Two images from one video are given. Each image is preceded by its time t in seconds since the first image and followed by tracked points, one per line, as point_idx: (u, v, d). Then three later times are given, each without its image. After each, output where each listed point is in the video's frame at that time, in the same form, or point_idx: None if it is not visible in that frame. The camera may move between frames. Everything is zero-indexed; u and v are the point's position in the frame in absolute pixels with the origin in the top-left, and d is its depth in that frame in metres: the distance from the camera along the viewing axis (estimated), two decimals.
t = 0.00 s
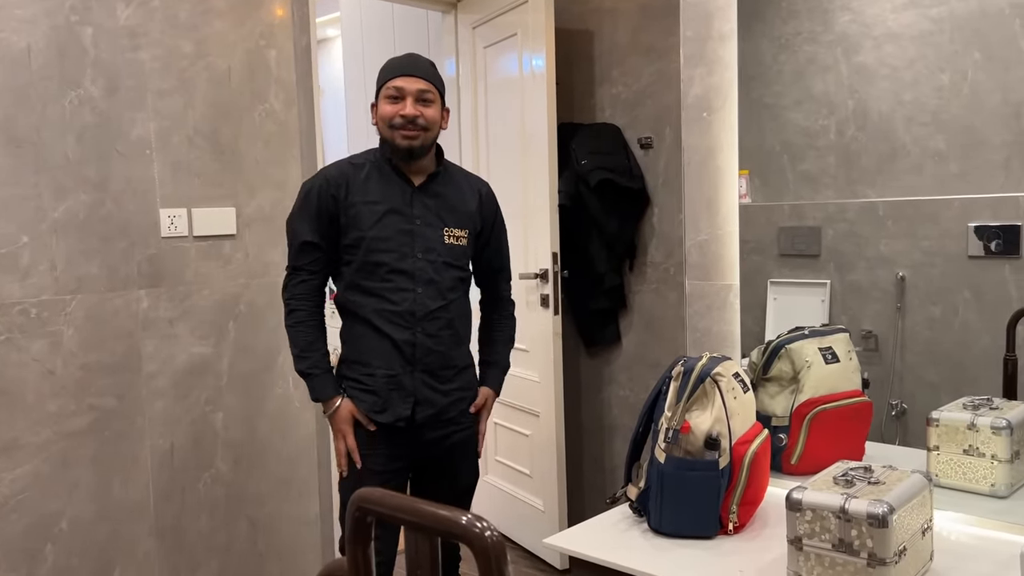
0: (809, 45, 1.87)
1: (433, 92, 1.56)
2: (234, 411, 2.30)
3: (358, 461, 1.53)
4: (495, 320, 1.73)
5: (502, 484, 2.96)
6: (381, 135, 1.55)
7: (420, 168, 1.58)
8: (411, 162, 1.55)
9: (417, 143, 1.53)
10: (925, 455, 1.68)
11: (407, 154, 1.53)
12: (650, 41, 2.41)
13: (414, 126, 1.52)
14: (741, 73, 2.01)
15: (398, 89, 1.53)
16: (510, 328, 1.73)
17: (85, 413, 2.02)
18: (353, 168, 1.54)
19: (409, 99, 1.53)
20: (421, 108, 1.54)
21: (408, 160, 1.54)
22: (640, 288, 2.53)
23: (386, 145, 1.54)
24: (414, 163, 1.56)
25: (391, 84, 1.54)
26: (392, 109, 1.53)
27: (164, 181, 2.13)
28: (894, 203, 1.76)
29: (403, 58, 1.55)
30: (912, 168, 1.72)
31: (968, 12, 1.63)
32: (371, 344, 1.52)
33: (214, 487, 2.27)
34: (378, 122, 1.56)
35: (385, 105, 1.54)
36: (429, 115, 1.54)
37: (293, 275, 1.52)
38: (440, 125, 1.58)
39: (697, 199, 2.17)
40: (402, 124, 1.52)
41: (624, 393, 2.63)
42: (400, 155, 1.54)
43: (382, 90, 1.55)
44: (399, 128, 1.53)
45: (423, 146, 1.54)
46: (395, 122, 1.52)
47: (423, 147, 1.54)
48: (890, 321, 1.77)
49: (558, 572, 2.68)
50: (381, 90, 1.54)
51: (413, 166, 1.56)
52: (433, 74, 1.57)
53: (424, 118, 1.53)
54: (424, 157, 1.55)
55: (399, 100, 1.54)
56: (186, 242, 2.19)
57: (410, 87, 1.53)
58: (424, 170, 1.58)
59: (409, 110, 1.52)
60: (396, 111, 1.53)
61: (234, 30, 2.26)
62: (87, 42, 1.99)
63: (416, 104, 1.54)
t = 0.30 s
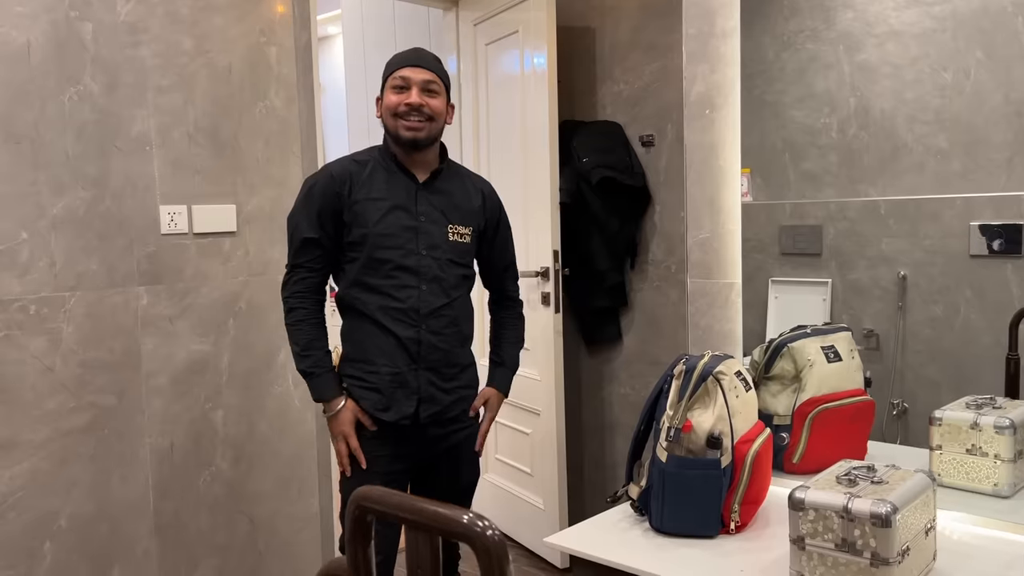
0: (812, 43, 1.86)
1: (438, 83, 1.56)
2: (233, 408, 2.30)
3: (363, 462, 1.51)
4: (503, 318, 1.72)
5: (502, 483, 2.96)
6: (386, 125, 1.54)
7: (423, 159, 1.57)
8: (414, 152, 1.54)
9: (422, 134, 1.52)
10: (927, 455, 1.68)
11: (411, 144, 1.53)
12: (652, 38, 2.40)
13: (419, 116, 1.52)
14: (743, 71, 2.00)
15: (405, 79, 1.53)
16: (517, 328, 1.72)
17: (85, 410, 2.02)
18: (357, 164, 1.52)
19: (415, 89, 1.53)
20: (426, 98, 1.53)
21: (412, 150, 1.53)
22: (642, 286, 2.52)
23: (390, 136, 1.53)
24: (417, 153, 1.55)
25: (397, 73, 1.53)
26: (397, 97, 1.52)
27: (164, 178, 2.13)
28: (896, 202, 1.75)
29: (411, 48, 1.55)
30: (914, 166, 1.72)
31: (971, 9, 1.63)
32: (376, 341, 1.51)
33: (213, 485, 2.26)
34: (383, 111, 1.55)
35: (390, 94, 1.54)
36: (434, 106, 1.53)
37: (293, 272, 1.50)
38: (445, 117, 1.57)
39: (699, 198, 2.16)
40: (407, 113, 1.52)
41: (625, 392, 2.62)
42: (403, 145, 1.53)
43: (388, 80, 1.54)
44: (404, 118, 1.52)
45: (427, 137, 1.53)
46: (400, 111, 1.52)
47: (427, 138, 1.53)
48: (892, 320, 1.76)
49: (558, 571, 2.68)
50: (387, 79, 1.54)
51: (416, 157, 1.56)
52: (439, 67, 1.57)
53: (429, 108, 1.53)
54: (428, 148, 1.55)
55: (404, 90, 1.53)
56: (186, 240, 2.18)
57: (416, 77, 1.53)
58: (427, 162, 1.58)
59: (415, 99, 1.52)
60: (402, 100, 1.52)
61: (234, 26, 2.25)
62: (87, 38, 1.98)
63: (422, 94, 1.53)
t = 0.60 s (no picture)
0: (813, 44, 1.86)
1: (445, 90, 1.55)
2: (233, 408, 2.30)
3: (369, 468, 1.51)
4: (507, 329, 1.71)
5: (502, 483, 2.96)
6: (391, 131, 1.53)
7: (428, 166, 1.57)
8: (419, 159, 1.54)
9: (426, 142, 1.52)
10: (928, 458, 1.67)
11: (416, 151, 1.52)
12: (653, 38, 2.39)
13: (424, 124, 1.51)
14: (744, 71, 2.00)
15: (412, 85, 1.52)
16: (522, 337, 1.71)
17: (84, 410, 2.01)
18: (360, 167, 1.52)
19: (422, 96, 1.52)
20: (433, 105, 1.53)
21: (417, 157, 1.53)
22: (642, 287, 2.52)
23: (395, 142, 1.53)
24: (422, 160, 1.55)
25: (405, 79, 1.52)
26: (404, 103, 1.52)
27: (164, 178, 2.12)
28: (897, 203, 1.74)
29: (419, 53, 1.54)
30: (915, 167, 1.71)
31: (973, 10, 1.62)
32: (375, 345, 1.51)
33: (213, 485, 2.26)
34: (388, 115, 1.54)
35: (397, 100, 1.53)
36: (440, 114, 1.53)
37: (299, 275, 1.49)
38: (451, 125, 1.57)
39: (699, 199, 2.15)
40: (413, 120, 1.51)
41: (625, 393, 2.62)
42: (408, 152, 1.53)
43: (395, 85, 1.53)
44: (409, 124, 1.51)
45: (432, 145, 1.53)
46: (407, 118, 1.51)
47: (432, 146, 1.53)
48: (893, 321, 1.76)
49: (557, 571, 2.68)
50: (394, 84, 1.53)
51: (421, 163, 1.55)
52: (446, 73, 1.56)
53: (435, 116, 1.52)
54: (432, 155, 1.55)
55: (411, 96, 1.52)
56: (186, 240, 2.18)
57: (423, 84, 1.52)
58: (432, 168, 1.57)
59: (421, 107, 1.51)
60: (408, 107, 1.51)
61: (234, 25, 2.24)
62: (87, 37, 1.98)
63: (428, 101, 1.53)
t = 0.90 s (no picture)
0: (815, 42, 1.85)
1: (441, 87, 1.54)
2: (232, 406, 2.29)
3: (359, 469, 1.51)
4: (509, 318, 1.69)
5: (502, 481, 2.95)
6: (387, 129, 1.52)
7: (427, 163, 1.56)
8: (417, 157, 1.53)
9: (423, 139, 1.51)
10: (929, 457, 1.67)
11: (412, 149, 1.51)
12: (655, 36, 2.38)
13: (421, 122, 1.50)
14: (746, 69, 1.99)
15: (406, 83, 1.51)
16: (525, 325, 1.69)
17: (82, 407, 2.01)
18: (358, 166, 1.51)
19: (417, 93, 1.51)
20: (428, 103, 1.52)
21: (415, 156, 1.52)
22: (643, 285, 2.51)
23: (392, 140, 1.52)
24: (420, 158, 1.54)
25: (399, 77, 1.51)
26: (399, 102, 1.51)
27: (163, 174, 2.12)
28: (899, 201, 1.74)
29: (413, 50, 1.53)
30: (917, 166, 1.70)
31: (975, 8, 1.61)
32: (374, 344, 1.51)
33: (211, 483, 2.26)
34: (384, 114, 1.54)
35: (392, 98, 1.52)
36: (436, 111, 1.52)
37: (295, 275, 1.50)
38: (447, 121, 1.56)
39: (699, 197, 2.14)
40: (409, 119, 1.50)
41: (625, 391, 2.61)
42: (406, 151, 1.52)
43: (390, 83, 1.52)
44: (405, 123, 1.51)
45: (429, 143, 1.52)
46: (402, 117, 1.50)
47: (429, 143, 1.52)
48: (894, 320, 1.75)
49: (557, 570, 2.67)
50: (388, 82, 1.52)
51: (419, 162, 1.55)
52: (442, 69, 1.55)
53: (431, 113, 1.51)
54: (430, 153, 1.54)
55: (406, 94, 1.52)
56: (185, 237, 2.17)
57: (418, 81, 1.51)
58: (431, 166, 1.57)
59: (416, 105, 1.50)
60: (403, 105, 1.50)
61: (234, 22, 2.23)
62: (86, 33, 1.97)
63: (424, 98, 1.52)
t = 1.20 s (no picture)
0: (817, 40, 1.85)
1: (437, 88, 1.52)
2: (233, 405, 2.29)
3: (357, 470, 1.51)
4: (504, 321, 1.69)
5: (503, 480, 2.95)
6: (384, 133, 1.51)
7: (425, 164, 1.55)
8: (415, 160, 1.53)
9: (421, 143, 1.50)
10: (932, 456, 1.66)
11: (411, 153, 1.51)
12: (656, 35, 2.38)
13: (418, 127, 1.49)
14: (748, 67, 1.99)
15: (401, 87, 1.49)
16: (519, 328, 1.69)
17: (84, 406, 2.01)
18: (354, 167, 1.51)
19: (413, 97, 1.49)
20: (425, 106, 1.50)
21: (413, 159, 1.52)
22: (645, 284, 2.51)
23: (389, 144, 1.51)
24: (418, 160, 1.53)
25: (393, 81, 1.49)
26: (395, 106, 1.49)
27: (164, 173, 2.12)
28: (901, 200, 1.73)
29: (405, 51, 1.50)
30: (919, 165, 1.70)
31: (977, 7, 1.61)
32: (373, 345, 1.51)
33: (213, 482, 2.26)
34: (380, 117, 1.52)
35: (387, 102, 1.50)
36: (433, 114, 1.51)
37: (293, 277, 1.51)
38: (443, 122, 1.54)
39: (701, 195, 2.12)
40: (406, 124, 1.49)
41: (627, 390, 2.61)
42: (404, 154, 1.51)
43: (384, 86, 1.50)
44: (403, 127, 1.49)
45: (427, 145, 1.51)
46: (400, 122, 1.49)
47: (426, 146, 1.51)
48: (896, 319, 1.75)
49: (559, 569, 2.67)
50: (382, 86, 1.50)
51: (416, 163, 1.54)
52: (435, 69, 1.53)
53: (428, 117, 1.50)
54: (428, 155, 1.53)
55: (402, 98, 1.50)
56: (187, 235, 2.17)
57: (414, 84, 1.49)
58: (429, 166, 1.56)
59: (413, 109, 1.49)
60: (400, 110, 1.49)
61: (235, 21, 2.23)
62: (87, 32, 1.97)
63: (420, 101, 1.50)
